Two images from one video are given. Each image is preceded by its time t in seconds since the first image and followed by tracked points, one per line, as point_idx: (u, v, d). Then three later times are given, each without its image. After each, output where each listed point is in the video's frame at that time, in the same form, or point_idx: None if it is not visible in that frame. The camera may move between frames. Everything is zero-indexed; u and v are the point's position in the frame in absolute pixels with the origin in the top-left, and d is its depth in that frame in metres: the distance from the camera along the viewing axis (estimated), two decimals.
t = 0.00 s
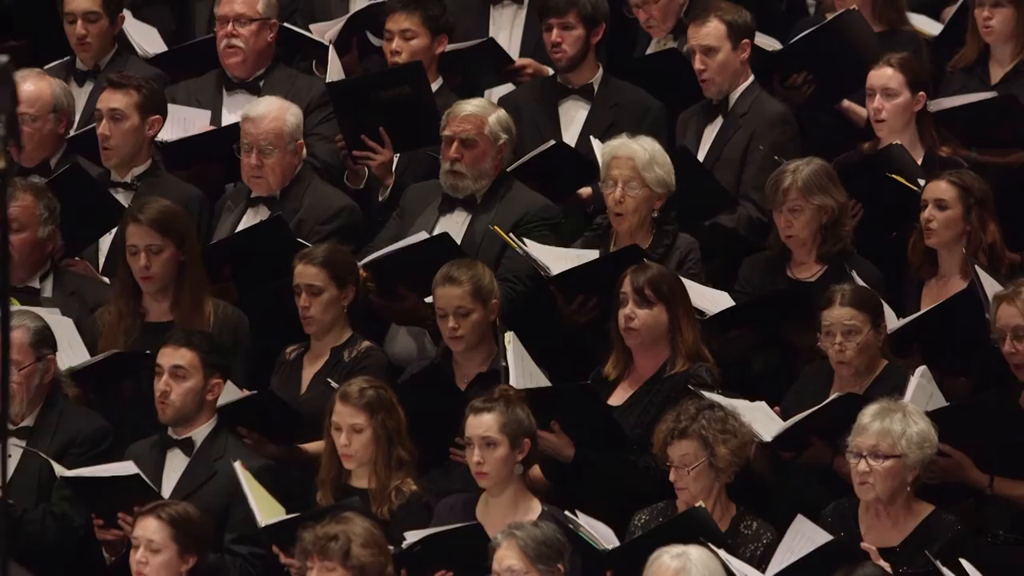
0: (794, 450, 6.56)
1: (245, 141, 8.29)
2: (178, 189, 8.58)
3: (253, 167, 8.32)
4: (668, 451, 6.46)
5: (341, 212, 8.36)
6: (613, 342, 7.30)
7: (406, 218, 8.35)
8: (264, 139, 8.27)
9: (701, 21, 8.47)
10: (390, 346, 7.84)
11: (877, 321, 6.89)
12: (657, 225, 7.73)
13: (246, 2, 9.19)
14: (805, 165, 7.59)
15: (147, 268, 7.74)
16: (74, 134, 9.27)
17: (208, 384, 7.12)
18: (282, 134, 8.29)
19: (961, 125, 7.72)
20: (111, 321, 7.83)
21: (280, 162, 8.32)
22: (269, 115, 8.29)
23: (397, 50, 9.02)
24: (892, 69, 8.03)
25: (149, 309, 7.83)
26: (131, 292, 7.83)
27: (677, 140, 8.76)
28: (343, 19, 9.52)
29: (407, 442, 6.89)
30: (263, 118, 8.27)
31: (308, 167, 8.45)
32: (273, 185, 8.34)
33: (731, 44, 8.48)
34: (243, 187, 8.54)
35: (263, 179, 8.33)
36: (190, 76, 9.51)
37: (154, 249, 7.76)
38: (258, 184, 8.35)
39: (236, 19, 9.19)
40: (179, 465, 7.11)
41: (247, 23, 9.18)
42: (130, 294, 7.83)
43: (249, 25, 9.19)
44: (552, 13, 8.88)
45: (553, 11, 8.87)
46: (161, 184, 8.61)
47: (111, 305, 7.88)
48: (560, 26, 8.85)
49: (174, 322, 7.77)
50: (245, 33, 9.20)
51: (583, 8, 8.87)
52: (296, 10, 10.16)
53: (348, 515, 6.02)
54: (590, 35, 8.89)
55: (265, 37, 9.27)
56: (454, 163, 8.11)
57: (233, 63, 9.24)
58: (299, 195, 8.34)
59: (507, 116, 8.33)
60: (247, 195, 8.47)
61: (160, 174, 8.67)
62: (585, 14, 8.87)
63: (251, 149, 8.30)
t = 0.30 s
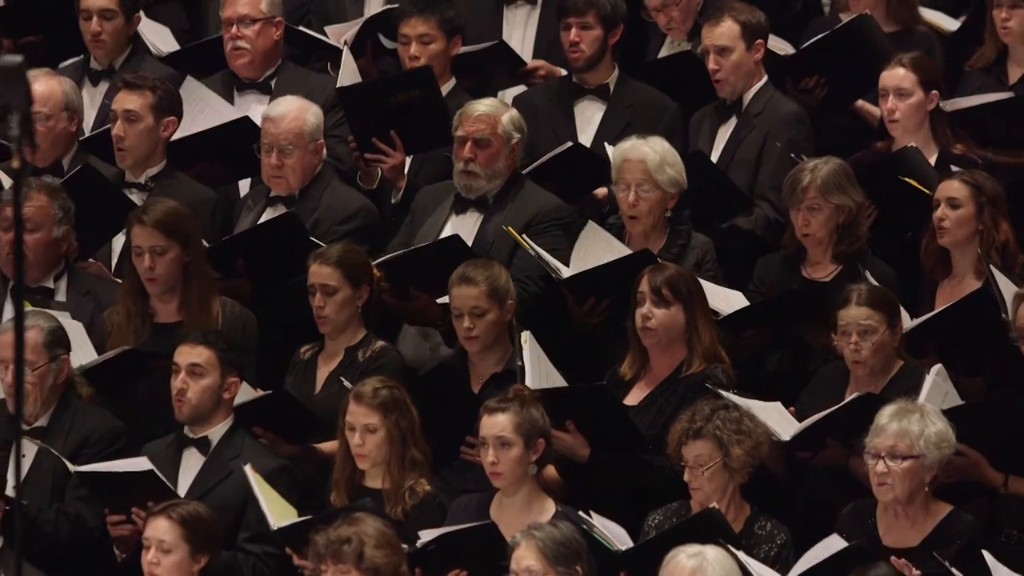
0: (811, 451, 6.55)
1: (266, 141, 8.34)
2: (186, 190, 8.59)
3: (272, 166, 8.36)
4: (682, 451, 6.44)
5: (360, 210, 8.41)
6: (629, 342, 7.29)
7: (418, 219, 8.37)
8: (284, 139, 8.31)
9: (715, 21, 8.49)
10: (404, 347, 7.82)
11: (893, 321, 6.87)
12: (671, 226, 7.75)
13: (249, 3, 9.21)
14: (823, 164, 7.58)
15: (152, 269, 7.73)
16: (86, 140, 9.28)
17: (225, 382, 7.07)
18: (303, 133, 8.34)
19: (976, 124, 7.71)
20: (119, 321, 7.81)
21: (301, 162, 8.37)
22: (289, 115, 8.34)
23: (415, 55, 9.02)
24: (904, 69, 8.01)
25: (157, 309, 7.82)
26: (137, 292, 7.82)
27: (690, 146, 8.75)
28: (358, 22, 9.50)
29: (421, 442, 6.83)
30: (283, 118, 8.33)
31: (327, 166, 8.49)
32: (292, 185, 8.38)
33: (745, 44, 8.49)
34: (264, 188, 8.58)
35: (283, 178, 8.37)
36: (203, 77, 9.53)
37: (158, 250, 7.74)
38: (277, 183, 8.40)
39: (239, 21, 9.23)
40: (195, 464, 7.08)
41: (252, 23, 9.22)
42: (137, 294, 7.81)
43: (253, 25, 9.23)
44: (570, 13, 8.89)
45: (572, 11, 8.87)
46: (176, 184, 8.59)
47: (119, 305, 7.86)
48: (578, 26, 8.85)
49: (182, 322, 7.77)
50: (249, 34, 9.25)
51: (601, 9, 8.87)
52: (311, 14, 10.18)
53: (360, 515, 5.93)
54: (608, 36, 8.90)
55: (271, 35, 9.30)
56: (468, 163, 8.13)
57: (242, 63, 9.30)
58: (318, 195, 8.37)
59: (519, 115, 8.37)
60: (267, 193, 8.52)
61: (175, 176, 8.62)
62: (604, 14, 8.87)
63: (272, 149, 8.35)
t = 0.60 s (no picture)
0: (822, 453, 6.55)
1: (283, 147, 8.34)
2: (196, 191, 8.57)
3: (292, 171, 8.36)
4: (693, 452, 6.43)
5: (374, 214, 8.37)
6: (641, 343, 7.28)
7: (429, 221, 8.35)
8: (302, 144, 8.30)
9: (728, 21, 8.48)
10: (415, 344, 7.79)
11: (906, 320, 6.86)
12: (684, 226, 7.72)
13: (254, 4, 9.21)
14: (841, 162, 7.57)
15: (155, 272, 7.72)
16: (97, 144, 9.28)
17: (238, 382, 7.05)
18: (321, 136, 8.32)
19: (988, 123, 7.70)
20: (122, 321, 7.80)
21: (320, 165, 8.35)
22: (306, 119, 8.31)
23: (428, 54, 8.98)
24: (916, 69, 8.00)
25: (161, 311, 7.82)
26: (141, 293, 7.82)
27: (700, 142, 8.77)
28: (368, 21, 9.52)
29: (433, 443, 6.82)
30: (301, 123, 8.30)
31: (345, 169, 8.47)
32: (311, 187, 8.37)
33: (758, 44, 8.48)
34: (282, 187, 8.60)
35: (302, 182, 8.36)
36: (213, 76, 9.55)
37: (161, 253, 7.73)
38: (296, 187, 8.38)
39: (245, 22, 9.24)
40: (207, 464, 7.07)
41: (258, 23, 9.22)
42: (141, 295, 7.81)
43: (259, 26, 9.22)
44: (584, 15, 8.88)
45: (586, 13, 8.86)
46: (188, 186, 8.59)
47: (122, 305, 7.87)
48: (592, 28, 8.84)
49: (186, 324, 7.77)
50: (254, 35, 9.24)
51: (614, 11, 8.87)
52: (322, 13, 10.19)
53: (370, 517, 5.92)
54: (621, 38, 8.89)
55: (278, 34, 9.28)
56: (478, 162, 8.12)
57: (249, 64, 9.29)
58: (334, 196, 8.37)
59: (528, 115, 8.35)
60: (283, 193, 8.52)
61: (187, 177, 8.61)
62: (616, 17, 8.87)
63: (291, 154, 8.35)
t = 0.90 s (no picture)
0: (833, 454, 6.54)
1: (300, 150, 8.34)
2: (208, 191, 8.57)
3: (308, 173, 8.35)
4: (708, 451, 6.42)
5: (388, 215, 8.35)
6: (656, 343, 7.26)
7: (442, 221, 8.37)
8: (318, 147, 8.30)
9: (741, 21, 8.48)
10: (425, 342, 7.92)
11: (922, 320, 6.84)
12: (698, 226, 7.72)
13: (265, 6, 9.23)
14: (861, 163, 7.55)
15: (164, 274, 7.73)
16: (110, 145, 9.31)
17: (257, 382, 7.07)
18: (336, 138, 8.32)
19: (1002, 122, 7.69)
20: (128, 324, 7.77)
21: (336, 167, 8.36)
22: (322, 121, 8.31)
23: (440, 56, 9.04)
24: (930, 68, 8.00)
25: (168, 312, 7.81)
26: (148, 294, 7.81)
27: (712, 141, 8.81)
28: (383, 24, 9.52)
29: (447, 443, 6.82)
30: (316, 125, 8.29)
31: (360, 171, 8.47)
32: (327, 189, 8.37)
33: (772, 44, 8.49)
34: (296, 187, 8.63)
35: (319, 184, 8.36)
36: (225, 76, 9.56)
37: (170, 256, 7.75)
38: (313, 188, 8.38)
39: (259, 23, 9.25)
40: (224, 463, 7.10)
41: (270, 25, 9.22)
42: (147, 296, 7.81)
43: (271, 27, 9.23)
44: (595, 16, 8.86)
45: (597, 14, 8.84)
46: (200, 186, 8.59)
47: (127, 306, 7.84)
48: (603, 29, 8.83)
49: (193, 325, 7.76)
50: (268, 36, 9.24)
51: (626, 11, 8.84)
52: (337, 14, 10.22)
53: (383, 516, 5.92)
54: (633, 39, 8.87)
55: (291, 35, 9.28)
56: (490, 161, 8.12)
57: (262, 66, 9.29)
58: (349, 198, 8.37)
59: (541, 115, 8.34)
60: (298, 194, 8.52)
61: (199, 177, 8.62)
62: (628, 17, 8.84)
63: (307, 157, 8.34)
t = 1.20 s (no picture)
0: (845, 457, 6.52)
1: (311, 150, 8.35)
2: (220, 192, 8.57)
3: (322, 173, 8.36)
4: (721, 449, 6.41)
5: (402, 214, 8.37)
6: (666, 342, 7.26)
7: (453, 221, 8.36)
8: (330, 147, 8.31)
9: (755, 22, 8.45)
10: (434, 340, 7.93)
11: (938, 319, 6.84)
12: (712, 227, 7.72)
13: (281, 10, 9.23)
14: (879, 165, 7.55)
15: (167, 267, 7.74)
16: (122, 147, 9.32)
17: (269, 383, 7.08)
18: (348, 139, 8.32)
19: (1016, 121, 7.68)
20: (136, 323, 7.79)
21: (348, 167, 8.36)
22: (333, 122, 8.31)
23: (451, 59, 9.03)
24: (942, 68, 7.96)
25: (174, 313, 7.83)
26: (152, 292, 7.81)
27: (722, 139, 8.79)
28: (394, 24, 9.51)
29: (459, 443, 6.82)
30: (327, 126, 8.29)
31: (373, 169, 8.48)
32: (342, 189, 8.38)
33: (785, 45, 8.47)
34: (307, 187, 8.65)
35: (333, 184, 8.37)
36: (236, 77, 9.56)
37: (176, 247, 7.75)
38: (326, 189, 8.39)
39: (277, 29, 9.24)
40: (238, 465, 7.08)
41: (288, 30, 9.23)
42: (153, 293, 7.81)
43: (290, 32, 9.24)
44: (607, 12, 8.88)
45: (609, 11, 8.86)
46: (210, 186, 8.59)
47: (135, 304, 7.85)
48: (614, 25, 8.85)
49: (199, 326, 7.77)
50: (288, 41, 9.25)
51: (637, 8, 8.86)
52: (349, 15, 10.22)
53: (397, 516, 5.92)
54: (644, 36, 8.88)
55: (307, 36, 9.31)
56: (500, 159, 8.12)
57: (282, 72, 9.30)
58: (363, 196, 8.37)
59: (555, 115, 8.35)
60: (310, 194, 8.54)
61: (210, 176, 8.62)
62: (639, 14, 8.86)
63: (319, 157, 8.36)
